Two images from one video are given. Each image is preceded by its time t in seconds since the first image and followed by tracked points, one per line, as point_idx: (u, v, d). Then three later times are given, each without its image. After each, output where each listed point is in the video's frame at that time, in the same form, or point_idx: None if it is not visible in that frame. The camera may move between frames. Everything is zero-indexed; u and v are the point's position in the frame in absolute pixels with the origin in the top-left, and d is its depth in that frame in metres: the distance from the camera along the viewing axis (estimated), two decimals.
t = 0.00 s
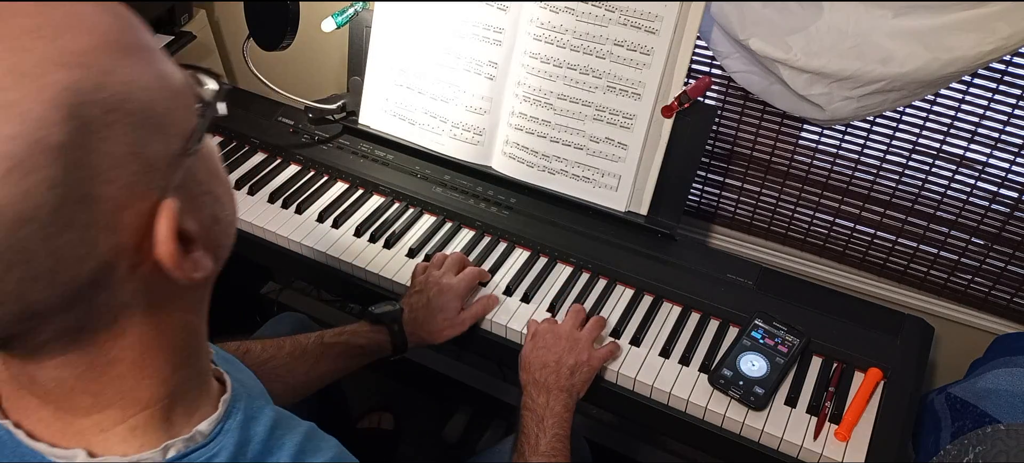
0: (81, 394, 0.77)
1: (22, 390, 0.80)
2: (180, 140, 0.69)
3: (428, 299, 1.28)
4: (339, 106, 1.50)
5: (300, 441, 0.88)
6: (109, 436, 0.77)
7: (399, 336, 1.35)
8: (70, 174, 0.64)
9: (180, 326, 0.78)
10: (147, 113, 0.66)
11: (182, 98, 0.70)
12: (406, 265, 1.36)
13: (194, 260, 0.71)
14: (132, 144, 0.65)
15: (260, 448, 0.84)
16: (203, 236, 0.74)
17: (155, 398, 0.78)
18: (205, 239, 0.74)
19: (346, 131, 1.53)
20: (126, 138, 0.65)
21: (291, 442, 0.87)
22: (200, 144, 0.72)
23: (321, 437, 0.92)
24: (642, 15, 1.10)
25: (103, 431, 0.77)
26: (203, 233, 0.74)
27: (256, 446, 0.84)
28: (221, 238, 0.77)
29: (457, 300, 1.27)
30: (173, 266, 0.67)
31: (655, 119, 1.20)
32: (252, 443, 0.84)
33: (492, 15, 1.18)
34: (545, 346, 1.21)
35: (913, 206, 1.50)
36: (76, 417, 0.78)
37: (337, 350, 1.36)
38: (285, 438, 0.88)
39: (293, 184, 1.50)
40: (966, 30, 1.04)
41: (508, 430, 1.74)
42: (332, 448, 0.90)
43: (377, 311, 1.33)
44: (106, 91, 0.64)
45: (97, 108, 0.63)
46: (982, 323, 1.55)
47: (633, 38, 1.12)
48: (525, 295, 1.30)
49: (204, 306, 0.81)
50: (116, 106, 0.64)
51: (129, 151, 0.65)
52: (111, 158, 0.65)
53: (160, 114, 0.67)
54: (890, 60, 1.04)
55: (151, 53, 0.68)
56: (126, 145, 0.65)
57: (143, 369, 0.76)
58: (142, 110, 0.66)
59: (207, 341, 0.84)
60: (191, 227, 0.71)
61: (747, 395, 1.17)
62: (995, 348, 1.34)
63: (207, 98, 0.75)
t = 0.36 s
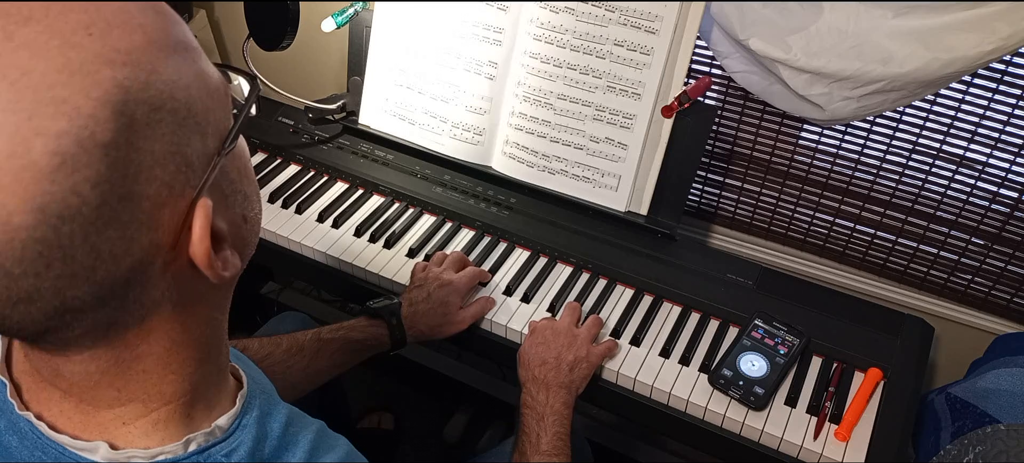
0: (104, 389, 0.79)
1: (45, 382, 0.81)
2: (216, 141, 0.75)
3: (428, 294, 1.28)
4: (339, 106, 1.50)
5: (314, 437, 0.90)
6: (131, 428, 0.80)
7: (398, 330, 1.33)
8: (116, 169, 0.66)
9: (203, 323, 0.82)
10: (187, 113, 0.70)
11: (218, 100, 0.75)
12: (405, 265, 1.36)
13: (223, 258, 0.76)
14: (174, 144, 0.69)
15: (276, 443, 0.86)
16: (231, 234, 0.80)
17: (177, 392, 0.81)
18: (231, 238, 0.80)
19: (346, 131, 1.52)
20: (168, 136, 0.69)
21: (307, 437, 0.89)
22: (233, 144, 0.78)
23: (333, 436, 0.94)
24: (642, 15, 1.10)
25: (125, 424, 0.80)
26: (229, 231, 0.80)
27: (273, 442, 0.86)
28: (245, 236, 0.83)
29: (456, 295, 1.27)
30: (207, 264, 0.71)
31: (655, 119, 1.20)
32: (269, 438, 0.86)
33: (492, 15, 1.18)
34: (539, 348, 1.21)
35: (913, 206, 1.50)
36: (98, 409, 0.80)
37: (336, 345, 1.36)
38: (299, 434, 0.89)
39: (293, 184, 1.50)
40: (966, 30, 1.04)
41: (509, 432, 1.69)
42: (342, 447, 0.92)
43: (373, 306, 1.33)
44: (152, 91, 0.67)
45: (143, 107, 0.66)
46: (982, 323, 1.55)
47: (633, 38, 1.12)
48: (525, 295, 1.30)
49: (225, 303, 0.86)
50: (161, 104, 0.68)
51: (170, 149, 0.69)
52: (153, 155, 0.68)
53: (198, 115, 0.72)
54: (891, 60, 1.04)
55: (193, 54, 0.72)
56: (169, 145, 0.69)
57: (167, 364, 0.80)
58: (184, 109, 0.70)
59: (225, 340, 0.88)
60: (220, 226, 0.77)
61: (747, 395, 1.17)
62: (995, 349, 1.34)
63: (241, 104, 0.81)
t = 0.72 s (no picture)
0: (85, 408, 0.80)
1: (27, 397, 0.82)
2: (166, 166, 0.75)
3: (428, 296, 1.28)
4: (339, 107, 1.49)
5: (307, 437, 0.90)
6: (116, 441, 0.81)
7: (399, 332, 1.33)
8: (47, 223, 0.68)
9: (180, 342, 0.83)
10: (128, 145, 0.71)
11: (163, 122, 0.75)
12: (405, 264, 1.37)
13: (183, 286, 0.76)
14: (112, 185, 0.70)
15: (268, 446, 0.86)
16: (195, 259, 0.81)
17: (159, 408, 0.82)
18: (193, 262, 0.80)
19: (346, 131, 1.52)
20: (103, 179, 0.69)
21: (299, 438, 0.90)
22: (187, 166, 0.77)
23: (327, 436, 0.94)
24: (642, 15, 1.10)
25: (109, 438, 0.81)
26: (193, 255, 0.81)
27: (264, 445, 0.86)
28: (210, 257, 0.84)
29: (456, 294, 1.28)
30: (162, 301, 0.71)
31: (655, 119, 1.20)
32: (260, 442, 0.86)
33: (492, 15, 1.18)
34: (539, 342, 1.21)
35: (913, 206, 1.50)
36: (80, 424, 0.81)
37: (337, 344, 1.36)
38: (291, 436, 0.90)
39: (293, 184, 1.50)
40: (966, 30, 1.04)
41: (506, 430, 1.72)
42: (337, 446, 0.92)
43: (373, 308, 1.33)
44: (81, 133, 0.68)
45: (72, 155, 0.68)
46: (983, 323, 1.55)
47: (633, 38, 1.12)
48: (525, 295, 1.30)
49: (201, 323, 0.86)
50: (91, 147, 0.68)
51: (109, 192, 0.70)
52: (89, 204, 0.69)
53: (141, 147, 0.72)
54: (891, 60, 1.04)
55: (131, 80, 0.73)
56: (107, 186, 0.70)
57: (142, 387, 0.81)
58: (122, 145, 0.70)
59: (210, 349, 0.89)
60: (179, 254, 0.77)
61: (747, 395, 1.17)
62: (995, 349, 1.34)
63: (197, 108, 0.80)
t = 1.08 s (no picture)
0: (83, 405, 0.80)
1: (25, 395, 0.82)
2: (176, 157, 0.74)
3: (426, 303, 1.28)
4: (339, 106, 1.49)
5: (304, 440, 0.91)
6: (113, 442, 0.81)
7: (399, 342, 1.35)
8: (60, 203, 0.69)
9: (180, 338, 0.83)
10: (139, 134, 0.70)
11: (176, 114, 0.74)
12: (405, 265, 1.36)
13: (187, 277, 0.76)
14: (124, 170, 0.70)
15: (264, 449, 0.86)
16: (199, 252, 0.81)
17: (157, 407, 0.82)
18: (199, 255, 0.80)
19: (346, 131, 1.52)
20: (116, 163, 0.69)
21: (296, 441, 0.90)
22: (195, 160, 0.76)
23: (324, 439, 0.94)
24: (642, 15, 1.10)
25: (106, 438, 0.81)
26: (198, 249, 0.80)
27: (260, 447, 0.86)
28: (216, 251, 0.83)
29: (455, 305, 1.28)
30: (167, 288, 0.70)
31: (655, 119, 1.20)
32: (256, 445, 0.86)
33: (492, 15, 1.18)
34: (541, 352, 1.21)
35: (913, 206, 1.50)
36: (78, 424, 0.81)
37: (337, 355, 1.37)
38: (287, 439, 0.90)
39: (293, 184, 1.50)
40: (966, 30, 1.04)
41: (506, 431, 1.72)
42: (334, 449, 0.92)
43: (373, 318, 1.36)
44: (96, 116, 0.68)
45: (67, 156, 0.67)
46: (982, 323, 1.55)
47: (633, 38, 1.12)
48: (525, 295, 1.30)
49: (203, 318, 0.86)
50: (106, 131, 0.68)
51: (121, 176, 0.70)
52: (101, 184, 0.69)
53: (151, 135, 0.71)
54: (890, 60, 1.04)
55: (147, 69, 0.72)
56: (118, 171, 0.69)
57: (141, 383, 0.81)
58: (134, 131, 0.70)
59: (209, 346, 0.89)
60: (185, 244, 0.77)
61: (747, 395, 1.17)
62: (995, 349, 1.34)
63: (206, 108, 0.80)
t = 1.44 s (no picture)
0: (91, 400, 0.80)
1: (33, 390, 0.82)
2: (185, 158, 0.77)
3: (423, 292, 1.28)
4: (339, 107, 1.49)
5: (308, 436, 0.90)
6: (121, 437, 0.81)
7: (393, 333, 1.33)
8: (73, 201, 0.68)
9: (187, 336, 0.83)
10: (151, 133, 0.73)
11: (186, 114, 0.77)
12: (404, 264, 1.36)
13: (196, 278, 0.78)
14: (135, 169, 0.71)
15: (270, 444, 0.86)
16: (207, 251, 0.82)
17: (165, 402, 0.82)
18: (207, 255, 0.82)
19: (346, 131, 1.52)
20: (128, 161, 0.71)
21: (300, 437, 0.89)
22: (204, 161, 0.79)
23: (328, 437, 0.93)
24: (642, 15, 1.10)
25: (114, 432, 0.81)
26: (206, 248, 0.82)
27: (266, 443, 0.86)
28: (223, 251, 0.85)
29: (451, 297, 1.28)
30: (177, 288, 0.72)
31: (655, 119, 1.20)
32: (262, 440, 0.86)
33: (492, 15, 1.18)
34: (536, 352, 1.21)
35: (913, 206, 1.50)
36: (86, 418, 0.81)
37: (332, 349, 1.37)
38: (293, 434, 0.89)
39: (293, 184, 1.50)
40: (966, 30, 1.03)
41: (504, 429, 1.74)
42: (339, 446, 0.91)
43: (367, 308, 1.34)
44: (106, 118, 0.69)
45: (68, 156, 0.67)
46: (983, 323, 1.55)
47: (633, 38, 1.12)
48: (525, 295, 1.30)
49: (209, 317, 0.87)
50: (118, 130, 0.70)
51: (132, 175, 0.71)
52: (113, 184, 0.70)
53: (163, 136, 0.74)
54: (890, 60, 1.04)
55: (159, 70, 0.76)
56: (130, 170, 0.71)
57: (149, 378, 0.81)
58: (146, 131, 0.72)
59: (215, 344, 0.90)
60: (193, 245, 0.78)
61: (747, 395, 1.17)
62: (995, 349, 1.34)
63: (215, 110, 0.84)
